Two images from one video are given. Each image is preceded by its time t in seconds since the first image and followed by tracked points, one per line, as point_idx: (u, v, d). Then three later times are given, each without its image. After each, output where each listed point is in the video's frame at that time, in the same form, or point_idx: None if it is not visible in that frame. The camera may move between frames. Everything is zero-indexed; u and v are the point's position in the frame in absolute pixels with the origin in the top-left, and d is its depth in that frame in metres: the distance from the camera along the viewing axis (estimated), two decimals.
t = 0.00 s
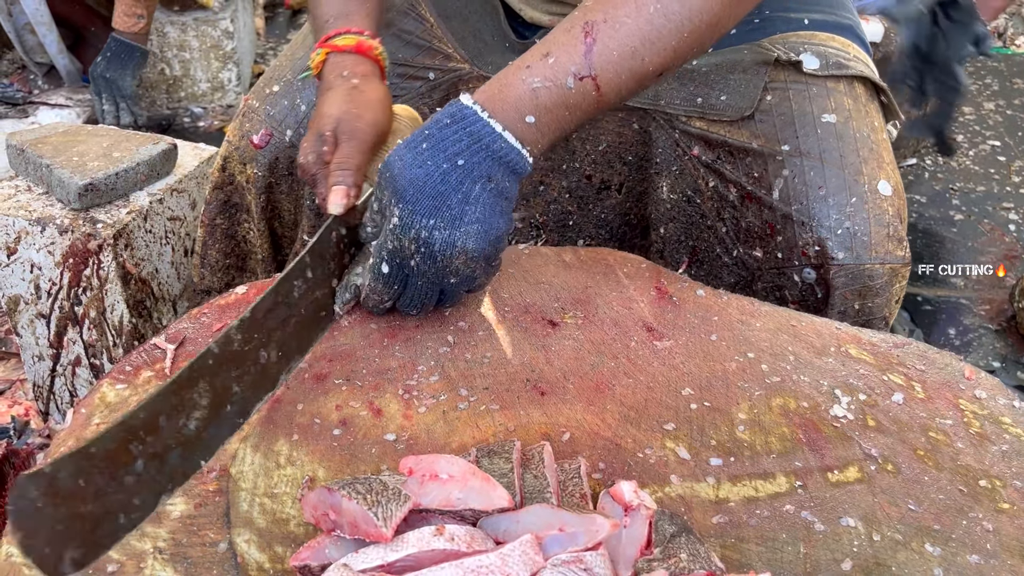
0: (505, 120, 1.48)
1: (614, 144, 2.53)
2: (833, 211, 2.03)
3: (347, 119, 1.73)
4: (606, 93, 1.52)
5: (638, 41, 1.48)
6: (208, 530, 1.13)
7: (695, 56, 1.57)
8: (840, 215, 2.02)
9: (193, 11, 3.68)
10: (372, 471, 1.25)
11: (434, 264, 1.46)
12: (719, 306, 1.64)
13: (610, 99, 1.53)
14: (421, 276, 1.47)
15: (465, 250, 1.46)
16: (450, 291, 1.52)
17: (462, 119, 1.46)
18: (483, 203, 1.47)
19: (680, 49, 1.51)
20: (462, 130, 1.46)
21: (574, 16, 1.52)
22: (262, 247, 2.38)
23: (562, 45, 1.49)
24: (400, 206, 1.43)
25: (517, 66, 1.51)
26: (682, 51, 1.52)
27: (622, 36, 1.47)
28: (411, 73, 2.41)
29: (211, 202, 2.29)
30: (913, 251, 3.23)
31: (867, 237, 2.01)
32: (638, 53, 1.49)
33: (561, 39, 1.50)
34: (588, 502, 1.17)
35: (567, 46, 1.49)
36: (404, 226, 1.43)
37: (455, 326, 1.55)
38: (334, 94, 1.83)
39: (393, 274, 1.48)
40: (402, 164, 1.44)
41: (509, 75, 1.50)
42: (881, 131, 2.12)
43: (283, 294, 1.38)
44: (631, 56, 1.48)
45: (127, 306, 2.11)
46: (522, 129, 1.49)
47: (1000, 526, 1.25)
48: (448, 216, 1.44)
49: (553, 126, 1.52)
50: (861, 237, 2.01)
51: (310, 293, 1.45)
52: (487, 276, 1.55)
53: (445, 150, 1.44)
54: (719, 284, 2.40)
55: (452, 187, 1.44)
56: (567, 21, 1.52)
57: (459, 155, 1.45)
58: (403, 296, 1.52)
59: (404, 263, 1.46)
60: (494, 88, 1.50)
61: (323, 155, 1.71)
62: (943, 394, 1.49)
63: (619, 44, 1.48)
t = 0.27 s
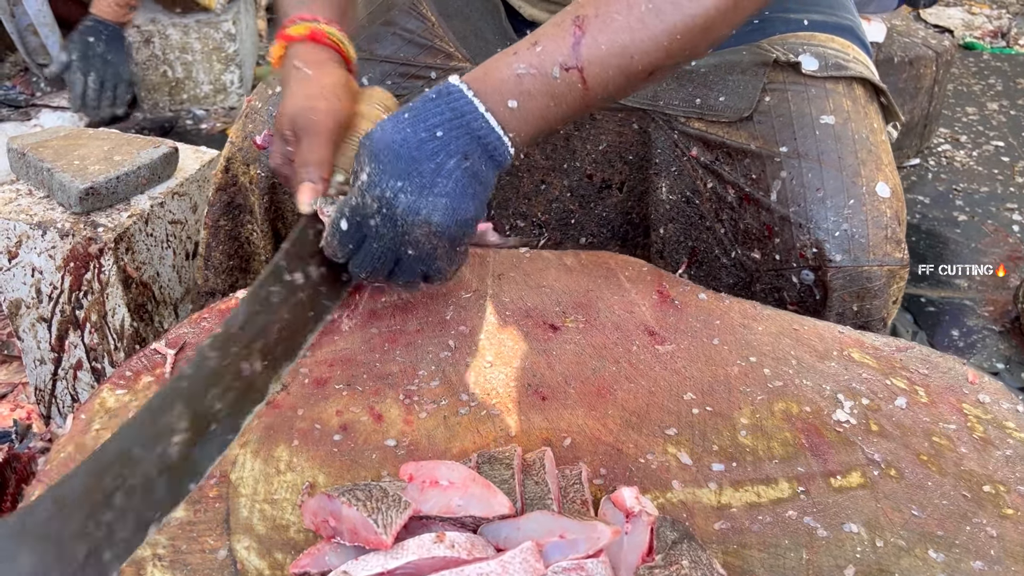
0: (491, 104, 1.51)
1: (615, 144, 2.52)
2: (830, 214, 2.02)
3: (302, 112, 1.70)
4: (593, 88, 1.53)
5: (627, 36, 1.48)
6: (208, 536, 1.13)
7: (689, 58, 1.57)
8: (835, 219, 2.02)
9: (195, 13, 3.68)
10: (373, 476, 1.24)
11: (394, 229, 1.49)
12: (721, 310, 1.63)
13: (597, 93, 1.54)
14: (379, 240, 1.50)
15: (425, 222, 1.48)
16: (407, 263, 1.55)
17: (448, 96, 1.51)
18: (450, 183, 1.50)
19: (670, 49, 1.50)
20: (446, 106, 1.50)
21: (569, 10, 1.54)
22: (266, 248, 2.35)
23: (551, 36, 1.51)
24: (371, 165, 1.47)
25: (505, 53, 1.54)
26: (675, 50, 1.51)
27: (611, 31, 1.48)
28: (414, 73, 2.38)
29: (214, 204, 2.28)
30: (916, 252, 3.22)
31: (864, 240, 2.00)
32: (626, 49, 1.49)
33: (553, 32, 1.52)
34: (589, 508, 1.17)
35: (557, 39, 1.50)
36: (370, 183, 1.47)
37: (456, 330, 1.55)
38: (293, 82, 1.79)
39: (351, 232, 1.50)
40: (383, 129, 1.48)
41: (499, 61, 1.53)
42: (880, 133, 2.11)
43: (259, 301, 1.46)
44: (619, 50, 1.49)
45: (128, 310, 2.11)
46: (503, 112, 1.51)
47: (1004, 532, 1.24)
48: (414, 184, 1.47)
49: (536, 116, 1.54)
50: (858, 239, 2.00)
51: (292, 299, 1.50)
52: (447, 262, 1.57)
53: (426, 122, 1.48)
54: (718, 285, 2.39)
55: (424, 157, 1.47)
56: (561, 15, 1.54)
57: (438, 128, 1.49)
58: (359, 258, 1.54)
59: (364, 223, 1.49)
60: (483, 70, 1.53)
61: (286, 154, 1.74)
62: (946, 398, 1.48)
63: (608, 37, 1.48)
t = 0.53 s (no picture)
0: (456, 142, 1.33)
1: (626, 146, 2.51)
2: (850, 214, 2.02)
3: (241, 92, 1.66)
4: (568, 109, 1.33)
5: (599, 48, 1.31)
6: (227, 541, 1.13)
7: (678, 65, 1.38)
8: (858, 219, 2.01)
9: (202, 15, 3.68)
10: (391, 481, 1.24)
11: (319, 258, 1.28)
12: (736, 313, 1.62)
13: (575, 116, 1.34)
14: (298, 268, 1.29)
15: (352, 259, 1.27)
16: (327, 305, 1.30)
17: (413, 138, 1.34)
18: (394, 220, 1.29)
19: (648, 54, 1.32)
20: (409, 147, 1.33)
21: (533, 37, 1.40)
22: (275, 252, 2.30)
23: (515, 64, 1.36)
24: (316, 190, 1.32)
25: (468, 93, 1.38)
26: (660, 53, 1.33)
27: (580, 46, 1.32)
28: (423, 76, 2.38)
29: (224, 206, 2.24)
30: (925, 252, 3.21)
31: (884, 240, 2.00)
32: (597, 61, 1.32)
33: (517, 59, 1.37)
34: (610, 514, 1.16)
35: (520, 65, 1.35)
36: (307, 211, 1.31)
37: (472, 333, 1.53)
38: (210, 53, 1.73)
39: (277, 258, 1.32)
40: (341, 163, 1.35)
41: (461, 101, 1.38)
42: (896, 131, 2.11)
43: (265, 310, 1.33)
44: (589, 64, 1.32)
45: (140, 312, 2.12)
46: (467, 147, 1.33)
47: None
48: (354, 214, 1.29)
49: (510, 149, 1.34)
50: (878, 239, 2.00)
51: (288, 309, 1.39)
52: (383, 319, 1.31)
53: (383, 156, 1.32)
54: (735, 287, 2.38)
55: (371, 191, 1.30)
56: (525, 45, 1.39)
57: (396, 165, 1.31)
58: (276, 293, 1.31)
59: (289, 245, 1.30)
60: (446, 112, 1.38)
61: (216, 126, 1.63)
62: (964, 402, 1.47)
63: (574, 54, 1.32)
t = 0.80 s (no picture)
0: (465, 167, 1.45)
1: (624, 142, 2.49)
2: (845, 213, 2.01)
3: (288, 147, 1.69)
4: (565, 133, 1.46)
5: (591, 77, 1.43)
6: (227, 539, 1.13)
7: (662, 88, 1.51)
8: (852, 218, 2.00)
9: (205, 13, 3.68)
10: (392, 479, 1.24)
11: (355, 272, 1.35)
12: (739, 311, 1.62)
13: (571, 139, 1.47)
14: (336, 283, 1.34)
15: (386, 272, 1.35)
16: (362, 316, 1.38)
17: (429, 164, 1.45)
18: (420, 235, 1.38)
19: (636, 80, 1.45)
20: (425, 172, 1.44)
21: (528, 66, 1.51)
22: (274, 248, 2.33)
23: (513, 94, 1.47)
24: (342, 210, 1.37)
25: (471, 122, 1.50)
26: (649, 76, 1.45)
27: (573, 74, 1.44)
28: (419, 71, 2.39)
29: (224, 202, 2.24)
30: (929, 251, 3.20)
31: (879, 240, 1.99)
32: (590, 89, 1.44)
33: (514, 89, 1.48)
34: (610, 511, 1.16)
35: (517, 95, 1.46)
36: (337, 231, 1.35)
37: (473, 331, 1.53)
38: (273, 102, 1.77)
39: (314, 276, 1.35)
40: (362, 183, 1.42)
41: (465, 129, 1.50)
42: (894, 129, 2.09)
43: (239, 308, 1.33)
44: (583, 91, 1.44)
45: (142, 310, 2.11)
46: (476, 172, 1.45)
47: None
48: (385, 230, 1.36)
49: (512, 172, 1.46)
50: (873, 239, 1.99)
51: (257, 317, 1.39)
52: (408, 326, 1.42)
53: (404, 179, 1.42)
54: (731, 286, 2.37)
55: (395, 210, 1.38)
56: (522, 73, 1.51)
57: (415, 185, 1.42)
58: (311, 308, 1.36)
59: (324, 263, 1.34)
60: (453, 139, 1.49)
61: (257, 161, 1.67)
62: (968, 400, 1.46)
63: (568, 83, 1.44)
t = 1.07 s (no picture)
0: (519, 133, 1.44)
1: (617, 140, 2.53)
2: (839, 212, 2.00)
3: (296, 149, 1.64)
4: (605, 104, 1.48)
5: (633, 52, 1.45)
6: (221, 538, 1.12)
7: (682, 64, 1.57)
8: (845, 216, 2.00)
9: (204, 11, 3.68)
10: (386, 479, 1.23)
11: (472, 243, 1.35)
12: (735, 310, 1.62)
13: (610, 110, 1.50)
14: (457, 251, 1.35)
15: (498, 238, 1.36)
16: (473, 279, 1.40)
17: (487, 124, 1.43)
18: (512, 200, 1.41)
19: (671, 55, 1.49)
20: (489, 133, 1.42)
21: (563, 35, 1.49)
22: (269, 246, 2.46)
23: (561, 59, 1.46)
24: (450, 181, 1.34)
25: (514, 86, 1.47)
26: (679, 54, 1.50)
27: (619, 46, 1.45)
28: (414, 70, 2.39)
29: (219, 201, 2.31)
30: (929, 250, 3.19)
31: (873, 238, 1.97)
32: (633, 61, 1.46)
33: (557, 56, 1.47)
34: (605, 512, 1.15)
35: (563, 63, 1.45)
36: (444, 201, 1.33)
37: (469, 330, 1.53)
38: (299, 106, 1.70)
39: (432, 245, 1.33)
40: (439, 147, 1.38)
41: (510, 91, 1.46)
42: (888, 127, 2.08)
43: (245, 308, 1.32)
44: (627, 64, 1.46)
45: (139, 309, 2.11)
46: (532, 140, 1.44)
47: None
48: (490, 199, 1.36)
49: (563, 141, 1.48)
50: (867, 238, 1.98)
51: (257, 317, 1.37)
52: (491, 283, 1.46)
53: (476, 144, 1.40)
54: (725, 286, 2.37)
55: (489, 176, 1.38)
56: (560, 36, 1.49)
57: (492, 150, 1.41)
58: (429, 273, 1.36)
59: (445, 235, 1.33)
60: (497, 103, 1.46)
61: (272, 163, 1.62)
62: (965, 400, 1.46)
63: (614, 54, 1.45)
